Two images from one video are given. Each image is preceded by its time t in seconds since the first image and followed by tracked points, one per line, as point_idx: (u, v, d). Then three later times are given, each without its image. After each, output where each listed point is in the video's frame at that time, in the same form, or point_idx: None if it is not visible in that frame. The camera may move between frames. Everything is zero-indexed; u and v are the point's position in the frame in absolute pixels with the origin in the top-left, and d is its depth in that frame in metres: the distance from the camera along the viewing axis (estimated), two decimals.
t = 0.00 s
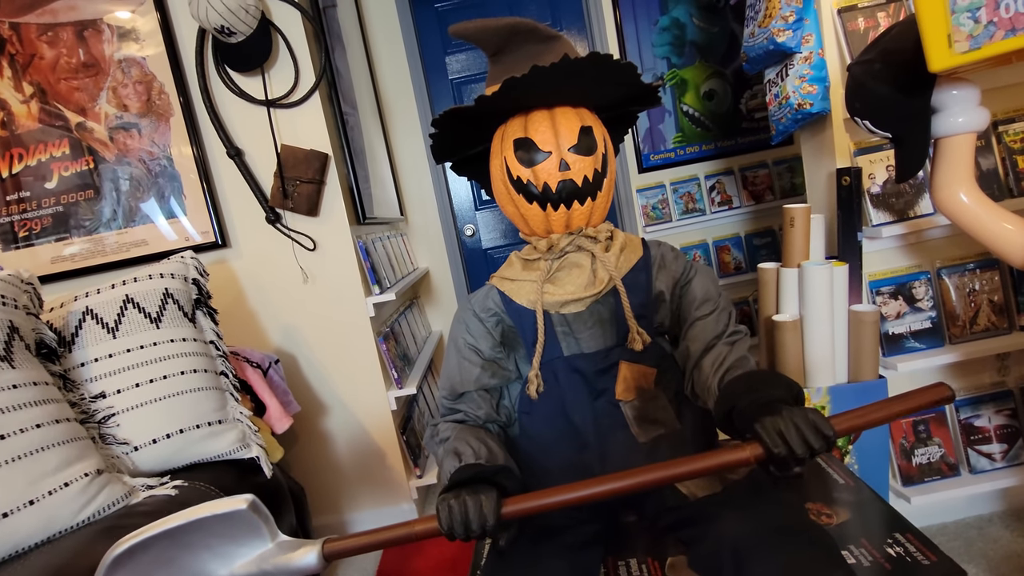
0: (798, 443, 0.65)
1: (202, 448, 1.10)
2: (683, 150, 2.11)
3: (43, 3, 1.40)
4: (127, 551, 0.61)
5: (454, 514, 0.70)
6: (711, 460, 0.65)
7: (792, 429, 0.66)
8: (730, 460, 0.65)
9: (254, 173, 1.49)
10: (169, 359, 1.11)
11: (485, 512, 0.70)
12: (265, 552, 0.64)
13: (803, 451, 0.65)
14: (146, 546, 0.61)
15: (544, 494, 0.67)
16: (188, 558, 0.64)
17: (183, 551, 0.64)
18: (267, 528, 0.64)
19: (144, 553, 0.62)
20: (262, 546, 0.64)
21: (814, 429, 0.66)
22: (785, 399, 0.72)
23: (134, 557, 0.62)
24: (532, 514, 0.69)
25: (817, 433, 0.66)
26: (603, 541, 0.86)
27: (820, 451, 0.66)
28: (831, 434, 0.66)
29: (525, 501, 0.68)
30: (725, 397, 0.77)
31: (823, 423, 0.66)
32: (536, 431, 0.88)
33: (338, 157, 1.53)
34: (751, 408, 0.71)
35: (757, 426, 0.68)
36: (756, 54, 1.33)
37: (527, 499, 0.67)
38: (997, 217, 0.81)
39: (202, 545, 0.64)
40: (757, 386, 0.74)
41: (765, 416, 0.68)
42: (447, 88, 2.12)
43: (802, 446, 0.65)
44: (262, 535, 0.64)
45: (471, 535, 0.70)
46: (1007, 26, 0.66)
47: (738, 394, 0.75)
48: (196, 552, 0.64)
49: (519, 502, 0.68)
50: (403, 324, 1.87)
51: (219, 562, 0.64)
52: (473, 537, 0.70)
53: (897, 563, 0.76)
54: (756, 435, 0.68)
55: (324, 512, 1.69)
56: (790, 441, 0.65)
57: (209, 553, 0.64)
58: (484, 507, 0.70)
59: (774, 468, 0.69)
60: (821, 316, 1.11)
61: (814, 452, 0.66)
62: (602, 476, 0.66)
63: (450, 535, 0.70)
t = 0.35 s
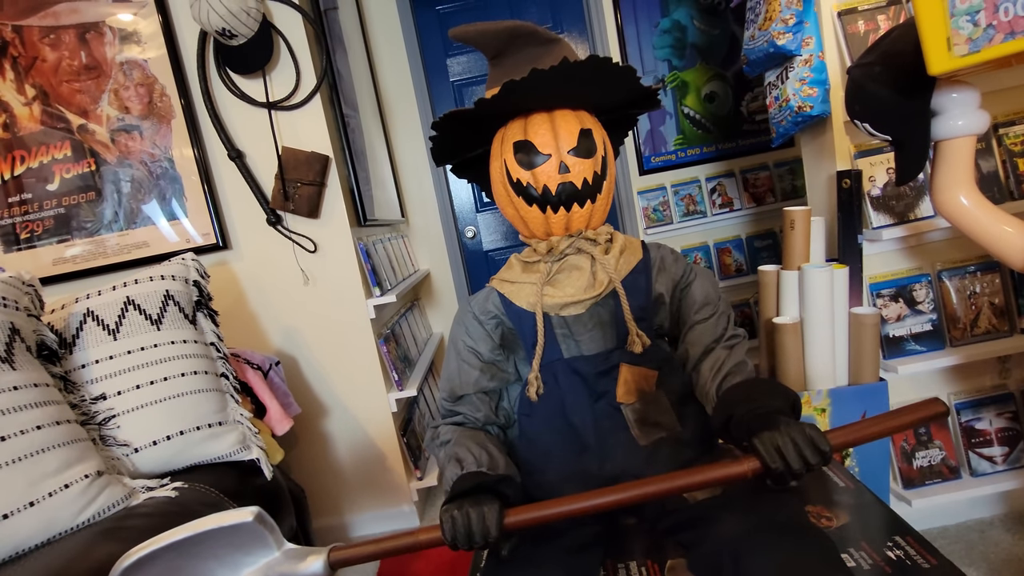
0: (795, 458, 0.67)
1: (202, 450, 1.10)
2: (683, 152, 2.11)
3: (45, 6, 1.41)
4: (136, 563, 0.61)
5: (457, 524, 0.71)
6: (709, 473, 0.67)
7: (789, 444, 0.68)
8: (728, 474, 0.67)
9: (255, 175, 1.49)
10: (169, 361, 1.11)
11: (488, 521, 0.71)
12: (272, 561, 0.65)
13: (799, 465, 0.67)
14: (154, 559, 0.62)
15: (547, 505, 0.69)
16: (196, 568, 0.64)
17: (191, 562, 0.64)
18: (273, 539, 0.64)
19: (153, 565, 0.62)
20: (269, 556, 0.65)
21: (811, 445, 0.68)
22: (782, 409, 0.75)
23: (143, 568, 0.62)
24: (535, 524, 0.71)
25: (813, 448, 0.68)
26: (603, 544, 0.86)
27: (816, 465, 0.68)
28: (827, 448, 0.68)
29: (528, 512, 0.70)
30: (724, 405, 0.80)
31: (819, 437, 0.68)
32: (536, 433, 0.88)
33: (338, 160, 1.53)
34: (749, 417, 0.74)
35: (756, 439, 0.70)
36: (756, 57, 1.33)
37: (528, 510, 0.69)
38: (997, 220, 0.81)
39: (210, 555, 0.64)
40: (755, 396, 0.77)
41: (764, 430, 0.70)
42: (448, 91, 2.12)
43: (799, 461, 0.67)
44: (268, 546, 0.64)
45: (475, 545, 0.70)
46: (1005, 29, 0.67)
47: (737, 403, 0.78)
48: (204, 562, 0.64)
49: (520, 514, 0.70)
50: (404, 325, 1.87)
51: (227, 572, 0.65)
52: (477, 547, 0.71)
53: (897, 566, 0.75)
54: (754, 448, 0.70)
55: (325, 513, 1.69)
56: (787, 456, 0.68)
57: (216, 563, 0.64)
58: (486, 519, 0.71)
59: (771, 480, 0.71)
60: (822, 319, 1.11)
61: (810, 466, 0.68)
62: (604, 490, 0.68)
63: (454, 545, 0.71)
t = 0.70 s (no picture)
0: (794, 477, 0.69)
1: (201, 453, 1.10)
2: (684, 155, 2.10)
3: (47, 9, 1.41)
4: None
5: (463, 537, 0.71)
6: (713, 489, 0.67)
7: (788, 463, 0.70)
8: (731, 490, 0.68)
9: (256, 178, 1.49)
10: (169, 364, 1.11)
11: (493, 533, 0.71)
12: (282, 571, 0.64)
13: (798, 484, 0.69)
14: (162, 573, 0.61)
15: (552, 519, 0.69)
16: None
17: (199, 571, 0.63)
18: (282, 551, 0.63)
19: None
20: (279, 566, 0.64)
21: (810, 464, 0.69)
22: (781, 423, 0.77)
23: None
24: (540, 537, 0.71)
25: (812, 467, 0.69)
26: (604, 548, 0.86)
27: (815, 483, 0.69)
28: (826, 466, 0.69)
29: (533, 525, 0.70)
30: (723, 415, 0.81)
31: (818, 457, 0.70)
32: (536, 436, 0.88)
33: (339, 162, 1.53)
34: (749, 430, 0.76)
35: (757, 457, 0.71)
36: (758, 59, 1.33)
37: (534, 524, 0.69)
38: (1000, 223, 0.80)
39: (218, 565, 0.63)
40: (755, 408, 0.79)
41: (765, 448, 0.71)
42: (449, 93, 2.12)
43: (798, 480, 0.69)
44: (278, 557, 0.63)
45: (480, 557, 0.70)
46: (1008, 31, 0.66)
47: (736, 414, 0.80)
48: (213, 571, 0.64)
49: (526, 526, 0.70)
50: (404, 328, 1.87)
51: None
52: (482, 559, 0.71)
53: (899, 571, 0.74)
54: (754, 465, 0.71)
55: (325, 516, 1.68)
56: (786, 475, 0.69)
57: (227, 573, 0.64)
58: (491, 532, 0.71)
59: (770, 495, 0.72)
60: (824, 323, 1.11)
61: (808, 484, 0.69)
62: (607, 504, 0.68)
63: (459, 556, 0.71)
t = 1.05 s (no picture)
0: (789, 485, 0.69)
1: (203, 457, 1.11)
2: (685, 161, 2.12)
3: (54, 16, 1.42)
4: None
5: (466, 540, 0.71)
6: (712, 496, 0.68)
7: (784, 472, 0.70)
8: (728, 497, 0.68)
9: (259, 183, 1.50)
10: (172, 368, 1.12)
11: (495, 537, 0.71)
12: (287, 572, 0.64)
13: (793, 492, 0.69)
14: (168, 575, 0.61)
15: (552, 523, 0.69)
16: None
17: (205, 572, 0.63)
18: (287, 552, 0.63)
19: None
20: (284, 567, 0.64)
21: (805, 473, 0.70)
22: (777, 431, 0.78)
23: None
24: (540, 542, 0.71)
25: (807, 477, 0.70)
26: (604, 552, 0.86)
27: (809, 492, 0.70)
28: (819, 476, 0.70)
29: (534, 530, 0.70)
30: (720, 421, 0.83)
31: (812, 466, 0.70)
32: (536, 439, 0.88)
33: (341, 168, 1.54)
34: (745, 438, 0.77)
35: (753, 467, 0.71)
36: (757, 67, 1.34)
37: (535, 528, 0.69)
38: (997, 229, 0.81)
39: (223, 566, 0.63)
40: (752, 417, 0.80)
41: (760, 458, 0.71)
42: (451, 100, 2.13)
43: (793, 488, 0.69)
44: (283, 559, 0.64)
45: (483, 560, 0.71)
46: (1002, 41, 0.67)
47: (734, 421, 0.81)
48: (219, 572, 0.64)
49: (528, 531, 0.70)
50: (405, 333, 1.88)
51: None
52: (485, 562, 0.71)
53: None
54: (749, 474, 0.71)
55: (325, 521, 1.69)
56: (782, 483, 0.69)
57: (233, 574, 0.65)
58: (494, 536, 0.71)
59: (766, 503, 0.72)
60: (824, 329, 1.11)
61: (803, 493, 0.70)
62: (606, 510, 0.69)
63: (461, 560, 0.71)
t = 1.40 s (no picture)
0: (784, 494, 0.70)
1: (205, 461, 1.11)
2: (684, 169, 2.13)
3: (61, 26, 1.44)
4: None
5: (466, 544, 0.72)
6: (710, 502, 0.68)
7: (778, 481, 0.71)
8: (724, 504, 0.69)
9: (262, 191, 1.52)
10: (175, 373, 1.12)
11: (496, 542, 0.72)
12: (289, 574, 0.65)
13: (787, 501, 0.70)
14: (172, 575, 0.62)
15: (551, 528, 0.69)
16: None
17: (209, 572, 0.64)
18: (290, 554, 0.64)
19: None
20: (287, 569, 0.65)
21: (799, 482, 0.70)
22: (773, 439, 0.79)
23: None
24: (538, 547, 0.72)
25: (802, 486, 0.70)
26: (602, 557, 0.87)
27: (804, 500, 0.70)
28: (814, 484, 0.71)
29: (533, 535, 0.70)
30: (717, 427, 0.84)
31: (807, 475, 0.71)
32: (536, 443, 0.89)
33: (344, 175, 1.56)
34: (741, 445, 0.78)
35: (749, 475, 0.72)
36: (754, 77, 1.36)
37: (534, 533, 0.70)
38: (990, 236, 0.82)
39: (227, 567, 0.64)
40: (749, 423, 0.81)
41: (757, 466, 0.72)
42: (452, 108, 2.15)
43: (787, 497, 0.70)
44: (286, 560, 0.64)
45: (483, 563, 0.71)
46: (993, 53, 0.68)
47: (730, 429, 0.81)
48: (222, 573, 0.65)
49: (528, 535, 0.71)
50: (406, 339, 1.89)
51: None
52: (486, 566, 0.72)
53: None
54: (745, 482, 0.72)
55: (325, 527, 1.69)
56: (777, 491, 0.70)
57: None
58: (494, 539, 0.72)
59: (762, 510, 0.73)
60: (822, 336, 1.12)
61: (797, 501, 0.70)
62: (604, 515, 0.69)
63: (461, 562, 0.72)
